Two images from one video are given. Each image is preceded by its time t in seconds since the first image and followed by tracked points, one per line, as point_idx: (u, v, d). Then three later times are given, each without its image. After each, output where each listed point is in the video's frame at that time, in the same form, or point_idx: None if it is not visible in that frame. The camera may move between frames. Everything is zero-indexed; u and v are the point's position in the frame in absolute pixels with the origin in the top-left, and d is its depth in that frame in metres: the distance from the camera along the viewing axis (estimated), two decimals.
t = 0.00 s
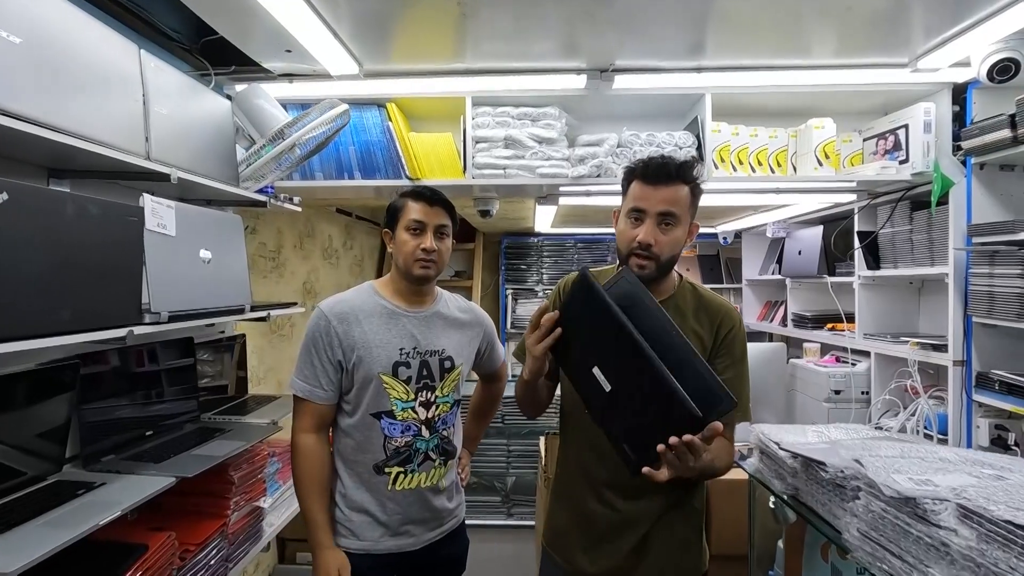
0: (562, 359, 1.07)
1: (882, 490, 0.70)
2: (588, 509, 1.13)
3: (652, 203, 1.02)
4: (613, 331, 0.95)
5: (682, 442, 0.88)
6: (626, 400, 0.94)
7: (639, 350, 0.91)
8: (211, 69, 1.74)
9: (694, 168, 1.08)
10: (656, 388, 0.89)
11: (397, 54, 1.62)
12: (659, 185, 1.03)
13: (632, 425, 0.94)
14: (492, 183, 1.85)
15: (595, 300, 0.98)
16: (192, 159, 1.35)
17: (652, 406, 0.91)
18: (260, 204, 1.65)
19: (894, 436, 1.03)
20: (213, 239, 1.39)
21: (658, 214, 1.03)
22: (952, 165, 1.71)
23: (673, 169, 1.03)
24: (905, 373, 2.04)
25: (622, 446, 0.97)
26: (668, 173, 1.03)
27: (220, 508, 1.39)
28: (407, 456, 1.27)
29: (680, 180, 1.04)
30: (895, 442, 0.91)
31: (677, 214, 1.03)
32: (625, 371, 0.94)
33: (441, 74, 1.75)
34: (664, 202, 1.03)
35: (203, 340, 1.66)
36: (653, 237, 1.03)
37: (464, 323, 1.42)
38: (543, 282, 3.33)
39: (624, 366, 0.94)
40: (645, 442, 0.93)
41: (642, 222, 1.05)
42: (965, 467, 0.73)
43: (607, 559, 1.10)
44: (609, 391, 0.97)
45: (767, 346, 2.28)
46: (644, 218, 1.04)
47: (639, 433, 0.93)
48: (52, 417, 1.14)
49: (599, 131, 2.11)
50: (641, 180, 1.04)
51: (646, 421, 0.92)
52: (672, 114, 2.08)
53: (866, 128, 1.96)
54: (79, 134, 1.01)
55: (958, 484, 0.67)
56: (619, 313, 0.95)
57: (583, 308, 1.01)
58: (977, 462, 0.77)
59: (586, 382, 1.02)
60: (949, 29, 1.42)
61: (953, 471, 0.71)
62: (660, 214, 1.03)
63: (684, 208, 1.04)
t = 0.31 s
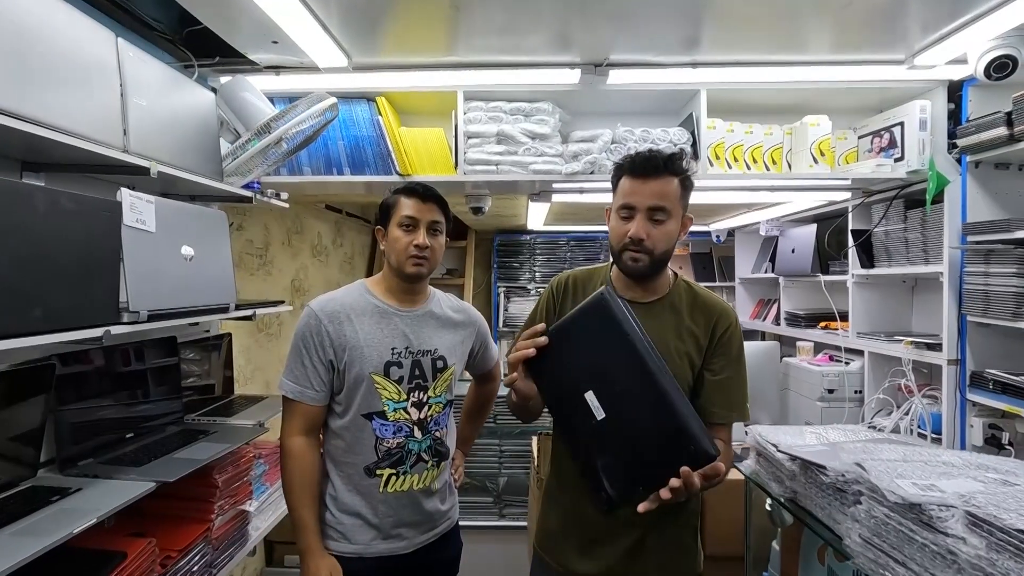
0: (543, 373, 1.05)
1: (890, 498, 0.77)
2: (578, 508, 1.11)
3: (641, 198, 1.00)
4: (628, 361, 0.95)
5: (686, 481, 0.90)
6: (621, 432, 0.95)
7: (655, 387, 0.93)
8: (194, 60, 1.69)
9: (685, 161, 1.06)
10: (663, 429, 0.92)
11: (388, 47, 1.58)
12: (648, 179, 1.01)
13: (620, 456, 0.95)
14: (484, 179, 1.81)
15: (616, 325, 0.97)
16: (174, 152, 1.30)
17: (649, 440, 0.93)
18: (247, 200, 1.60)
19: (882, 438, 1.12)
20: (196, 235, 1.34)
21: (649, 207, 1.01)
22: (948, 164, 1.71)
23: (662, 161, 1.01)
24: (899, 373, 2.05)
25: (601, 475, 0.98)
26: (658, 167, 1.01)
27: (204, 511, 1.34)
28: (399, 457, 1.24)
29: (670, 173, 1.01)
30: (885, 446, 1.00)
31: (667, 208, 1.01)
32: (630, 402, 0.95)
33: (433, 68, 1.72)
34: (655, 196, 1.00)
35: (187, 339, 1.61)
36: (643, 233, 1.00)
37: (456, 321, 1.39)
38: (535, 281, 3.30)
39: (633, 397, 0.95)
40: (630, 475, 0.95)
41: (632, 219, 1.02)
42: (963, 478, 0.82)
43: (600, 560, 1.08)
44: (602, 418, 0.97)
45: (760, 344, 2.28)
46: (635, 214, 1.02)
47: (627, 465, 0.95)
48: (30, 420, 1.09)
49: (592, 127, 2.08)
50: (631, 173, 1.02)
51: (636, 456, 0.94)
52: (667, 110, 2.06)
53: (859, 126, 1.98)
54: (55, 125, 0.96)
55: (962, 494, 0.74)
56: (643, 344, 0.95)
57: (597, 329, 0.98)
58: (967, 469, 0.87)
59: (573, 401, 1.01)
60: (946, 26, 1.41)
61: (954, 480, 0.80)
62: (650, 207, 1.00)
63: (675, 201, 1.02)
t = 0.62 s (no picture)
0: (544, 381, 1.01)
1: (888, 497, 0.77)
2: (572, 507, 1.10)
3: (631, 204, 0.98)
4: (640, 383, 0.93)
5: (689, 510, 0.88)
6: (625, 450, 0.93)
7: (665, 408, 0.91)
8: (179, 52, 1.64)
9: (679, 160, 1.02)
10: (669, 451, 0.90)
11: (379, 40, 1.56)
12: (637, 184, 0.99)
13: (620, 474, 0.93)
14: (476, 175, 1.79)
15: (628, 343, 0.94)
16: (159, 143, 1.26)
17: (653, 461, 0.91)
18: (234, 195, 1.56)
19: (877, 435, 1.12)
20: (180, 230, 1.31)
21: (640, 213, 0.99)
22: (940, 161, 1.71)
23: (652, 163, 0.98)
24: (890, 370, 2.05)
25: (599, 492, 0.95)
26: (648, 170, 0.98)
27: (189, 513, 1.31)
28: (392, 454, 1.21)
29: (661, 175, 0.99)
30: (881, 444, 1.00)
31: (658, 213, 0.99)
32: (637, 422, 0.93)
33: (425, 61, 1.69)
34: (645, 201, 0.98)
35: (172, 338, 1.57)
36: (634, 240, 0.99)
37: (448, 318, 1.37)
38: (528, 278, 3.29)
39: (640, 416, 0.93)
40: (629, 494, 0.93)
41: (623, 224, 1.01)
42: (959, 475, 0.82)
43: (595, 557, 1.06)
44: (606, 435, 0.94)
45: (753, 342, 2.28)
46: (625, 220, 1.00)
47: (628, 484, 0.93)
48: (6, 421, 1.04)
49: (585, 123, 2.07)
50: (622, 177, 1.00)
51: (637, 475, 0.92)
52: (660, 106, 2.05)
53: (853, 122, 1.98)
54: (33, 114, 0.92)
55: (962, 492, 0.74)
56: (654, 363, 0.93)
57: (609, 345, 0.95)
58: (963, 466, 0.87)
59: (576, 414, 0.97)
60: (939, 23, 1.40)
61: (951, 478, 0.79)
62: (641, 213, 0.98)
63: (667, 204, 0.99)
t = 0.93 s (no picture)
0: (534, 401, 1.01)
1: (884, 493, 0.77)
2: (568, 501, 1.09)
3: (642, 198, 0.98)
4: (628, 404, 0.93)
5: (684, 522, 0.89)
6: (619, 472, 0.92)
7: (658, 430, 0.90)
8: (169, 47, 1.62)
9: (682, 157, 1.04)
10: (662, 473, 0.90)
11: (373, 35, 1.54)
12: (647, 179, 0.99)
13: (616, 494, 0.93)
14: (470, 172, 1.78)
15: (615, 364, 0.94)
16: (148, 138, 1.24)
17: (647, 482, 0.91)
18: (225, 191, 1.54)
19: (872, 432, 1.12)
20: (171, 226, 1.29)
21: (651, 208, 0.98)
22: (932, 159, 1.72)
23: (660, 158, 0.98)
24: (883, 368, 2.07)
25: (596, 513, 0.95)
26: (657, 165, 0.98)
27: (180, 514, 1.29)
28: (387, 453, 1.20)
29: (669, 171, 0.99)
30: (877, 440, 1.00)
31: (668, 208, 0.99)
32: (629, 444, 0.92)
33: (419, 57, 1.68)
34: (655, 196, 0.98)
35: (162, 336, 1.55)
36: (646, 235, 0.98)
37: (442, 315, 1.36)
38: (522, 277, 3.28)
39: (632, 437, 0.92)
40: (625, 514, 0.93)
41: (633, 220, 1.00)
42: (954, 471, 0.82)
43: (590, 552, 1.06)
44: (599, 457, 0.94)
45: (746, 341, 2.28)
46: (635, 215, 0.99)
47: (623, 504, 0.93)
48: None
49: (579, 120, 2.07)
50: (630, 173, 0.99)
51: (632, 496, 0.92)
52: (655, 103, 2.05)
53: (846, 121, 1.98)
54: (19, 107, 0.90)
55: (958, 488, 0.74)
56: (643, 388, 0.93)
57: (596, 368, 0.95)
58: (958, 462, 0.87)
59: (569, 435, 0.97)
60: (932, 21, 1.41)
61: (947, 474, 0.79)
62: (652, 208, 0.98)
63: (675, 199, 1.00)
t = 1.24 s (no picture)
0: (533, 396, 0.99)
1: (879, 491, 0.78)
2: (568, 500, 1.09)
3: (636, 186, 0.99)
4: (631, 395, 0.93)
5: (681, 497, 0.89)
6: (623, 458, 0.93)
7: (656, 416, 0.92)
8: (163, 45, 1.60)
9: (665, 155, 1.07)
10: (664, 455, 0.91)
11: (369, 34, 1.54)
12: (638, 169, 1.01)
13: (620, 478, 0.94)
14: (466, 172, 1.78)
15: (616, 357, 0.94)
16: (143, 136, 1.23)
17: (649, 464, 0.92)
18: (220, 190, 1.53)
19: (867, 430, 1.12)
20: (165, 225, 1.28)
21: (642, 197, 1.00)
22: (927, 159, 1.76)
23: (649, 151, 1.01)
24: (877, 367, 2.09)
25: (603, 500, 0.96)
26: (647, 157, 1.01)
27: (175, 514, 1.29)
28: (386, 452, 1.20)
29: (659, 163, 1.02)
30: (871, 438, 1.01)
31: (658, 198, 1.01)
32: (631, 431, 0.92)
33: (415, 56, 1.67)
34: (647, 184, 1.00)
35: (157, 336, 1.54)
36: (641, 222, 0.99)
37: (437, 313, 1.35)
38: (518, 276, 3.28)
39: (636, 424, 0.92)
40: (630, 499, 0.94)
41: (626, 207, 1.01)
42: (948, 468, 0.82)
43: (589, 551, 1.06)
44: (603, 446, 0.94)
45: (741, 339, 2.29)
46: (629, 203, 1.00)
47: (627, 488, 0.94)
48: None
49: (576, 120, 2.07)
50: (622, 163, 1.01)
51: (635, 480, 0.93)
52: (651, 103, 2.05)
53: (841, 121, 1.99)
54: (12, 104, 0.90)
55: (952, 486, 0.74)
56: (645, 379, 0.93)
57: (597, 362, 0.94)
58: (952, 459, 0.88)
59: (571, 431, 0.96)
60: (926, 22, 1.42)
61: (940, 472, 0.80)
62: (643, 197, 1.00)
63: (663, 191, 1.02)
